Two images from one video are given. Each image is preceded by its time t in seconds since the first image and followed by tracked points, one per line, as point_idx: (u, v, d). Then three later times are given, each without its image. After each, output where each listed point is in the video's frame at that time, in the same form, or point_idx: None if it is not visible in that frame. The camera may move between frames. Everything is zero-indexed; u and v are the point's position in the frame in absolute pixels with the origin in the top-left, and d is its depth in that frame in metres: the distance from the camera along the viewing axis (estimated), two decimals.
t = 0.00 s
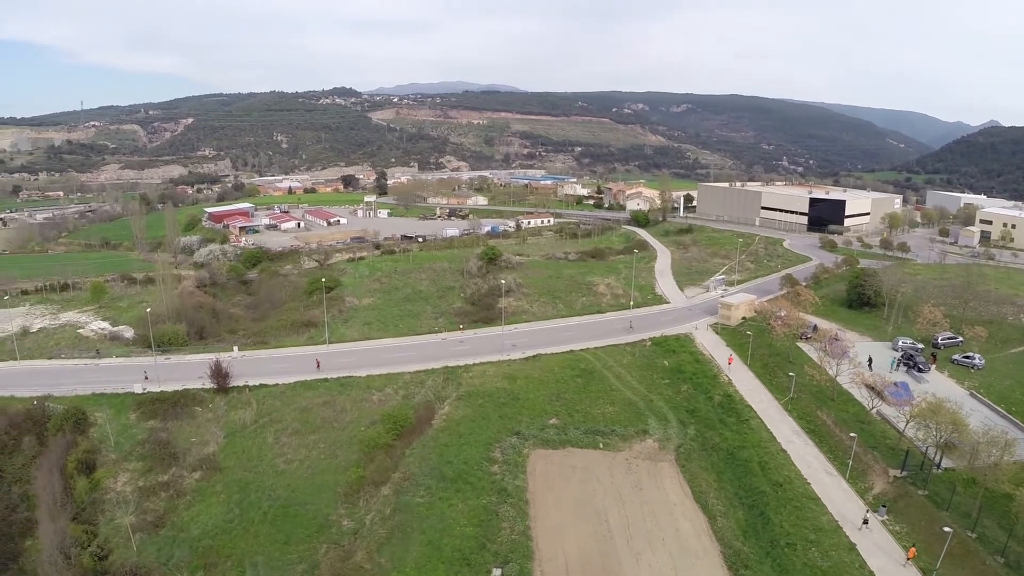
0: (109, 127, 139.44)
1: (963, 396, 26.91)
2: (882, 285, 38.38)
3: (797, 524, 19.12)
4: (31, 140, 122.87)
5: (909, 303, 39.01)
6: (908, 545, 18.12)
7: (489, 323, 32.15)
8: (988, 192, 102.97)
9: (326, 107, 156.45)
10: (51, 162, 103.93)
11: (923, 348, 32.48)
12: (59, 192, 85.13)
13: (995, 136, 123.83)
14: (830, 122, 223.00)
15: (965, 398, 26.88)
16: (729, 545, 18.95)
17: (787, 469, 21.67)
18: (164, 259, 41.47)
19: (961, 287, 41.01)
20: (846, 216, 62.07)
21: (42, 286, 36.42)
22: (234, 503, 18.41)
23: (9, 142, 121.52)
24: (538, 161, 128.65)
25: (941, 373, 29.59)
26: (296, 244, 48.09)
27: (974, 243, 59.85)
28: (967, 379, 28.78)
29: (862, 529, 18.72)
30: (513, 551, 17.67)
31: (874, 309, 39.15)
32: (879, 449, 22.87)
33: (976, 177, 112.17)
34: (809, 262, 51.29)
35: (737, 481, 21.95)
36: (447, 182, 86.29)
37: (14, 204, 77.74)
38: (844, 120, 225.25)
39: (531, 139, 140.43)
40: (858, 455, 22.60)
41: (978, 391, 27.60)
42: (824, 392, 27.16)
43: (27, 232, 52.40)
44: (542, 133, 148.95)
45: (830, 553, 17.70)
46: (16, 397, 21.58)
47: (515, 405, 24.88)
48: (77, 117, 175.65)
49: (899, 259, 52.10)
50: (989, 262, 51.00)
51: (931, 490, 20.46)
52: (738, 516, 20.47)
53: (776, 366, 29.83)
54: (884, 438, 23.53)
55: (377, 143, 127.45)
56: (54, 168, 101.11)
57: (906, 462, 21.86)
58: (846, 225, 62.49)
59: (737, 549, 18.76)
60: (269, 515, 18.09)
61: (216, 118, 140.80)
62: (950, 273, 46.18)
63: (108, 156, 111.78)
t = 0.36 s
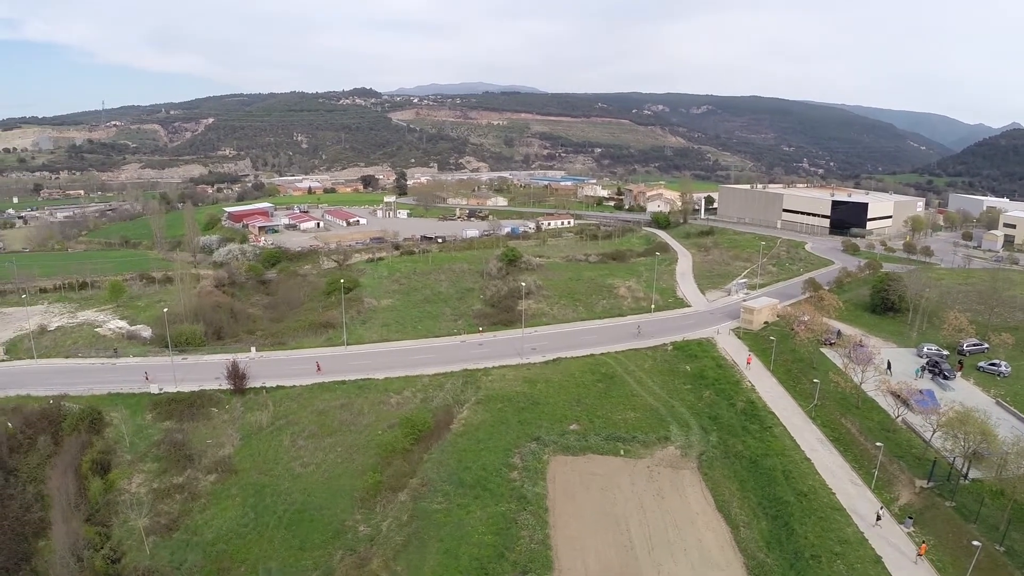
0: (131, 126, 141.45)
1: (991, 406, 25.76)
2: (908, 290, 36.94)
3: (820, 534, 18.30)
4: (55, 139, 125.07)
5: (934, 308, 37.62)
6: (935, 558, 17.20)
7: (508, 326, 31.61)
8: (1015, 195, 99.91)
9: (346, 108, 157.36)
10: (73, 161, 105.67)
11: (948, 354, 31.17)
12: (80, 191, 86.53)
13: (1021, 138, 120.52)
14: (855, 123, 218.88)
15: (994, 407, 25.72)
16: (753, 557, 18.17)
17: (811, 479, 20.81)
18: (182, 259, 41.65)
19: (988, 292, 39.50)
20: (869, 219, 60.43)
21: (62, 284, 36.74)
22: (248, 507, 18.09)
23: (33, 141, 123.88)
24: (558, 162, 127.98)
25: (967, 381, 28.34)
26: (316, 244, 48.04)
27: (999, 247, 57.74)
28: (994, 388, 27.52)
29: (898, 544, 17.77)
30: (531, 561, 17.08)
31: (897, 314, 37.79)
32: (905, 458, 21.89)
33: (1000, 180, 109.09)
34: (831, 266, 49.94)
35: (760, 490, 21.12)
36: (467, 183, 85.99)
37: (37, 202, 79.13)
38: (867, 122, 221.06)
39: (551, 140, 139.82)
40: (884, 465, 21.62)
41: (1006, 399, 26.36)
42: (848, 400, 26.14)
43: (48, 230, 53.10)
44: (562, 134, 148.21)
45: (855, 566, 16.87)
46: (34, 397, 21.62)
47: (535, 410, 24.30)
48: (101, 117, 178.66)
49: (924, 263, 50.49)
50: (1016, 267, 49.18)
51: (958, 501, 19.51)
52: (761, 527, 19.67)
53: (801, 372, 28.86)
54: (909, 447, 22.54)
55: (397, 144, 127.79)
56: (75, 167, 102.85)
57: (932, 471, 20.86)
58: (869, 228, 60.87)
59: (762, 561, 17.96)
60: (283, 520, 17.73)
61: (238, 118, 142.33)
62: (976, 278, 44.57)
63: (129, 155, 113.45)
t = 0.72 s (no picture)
0: (144, 126, 142.77)
1: (1014, 413, 24.78)
2: (926, 294, 35.85)
3: (840, 543, 17.72)
4: (69, 139, 126.51)
5: (953, 312, 36.58)
6: (957, 569, 16.56)
7: (523, 328, 31.18)
8: None
9: (359, 108, 157.86)
10: (86, 160, 106.70)
11: (966, 359, 30.21)
12: (94, 190, 87.42)
13: None
14: (872, 124, 215.99)
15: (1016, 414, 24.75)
16: (772, 567, 17.57)
17: (830, 486, 20.17)
18: (194, 259, 41.67)
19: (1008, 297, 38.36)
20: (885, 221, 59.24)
21: (74, 283, 36.88)
22: (258, 512, 17.80)
23: (48, 140, 125.41)
24: (572, 163, 127.40)
25: (987, 386, 27.40)
26: (329, 244, 47.95)
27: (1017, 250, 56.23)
28: (1015, 394, 26.60)
29: (924, 555, 17.09)
30: (547, 570, 16.61)
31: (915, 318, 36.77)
32: (925, 466, 21.16)
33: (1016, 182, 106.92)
34: (848, 268, 48.94)
35: (778, 497, 20.51)
36: (480, 183, 85.68)
37: (51, 202, 80.00)
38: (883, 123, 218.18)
39: (565, 141, 139.28)
40: (904, 472, 20.92)
41: None
42: (867, 405, 25.36)
43: (61, 229, 53.45)
44: (576, 134, 147.50)
45: None
46: (45, 397, 21.55)
47: (550, 414, 23.84)
48: (116, 116, 180.66)
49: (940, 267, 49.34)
50: None
51: (980, 510, 18.78)
52: (779, 535, 19.08)
53: (819, 377, 27.94)
54: (929, 454, 21.76)
55: (411, 144, 127.89)
56: (89, 166, 103.87)
57: (953, 479, 20.13)
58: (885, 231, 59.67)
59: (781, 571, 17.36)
60: (294, 525, 17.41)
61: (251, 118, 143.21)
62: (995, 281, 43.38)
63: (142, 155, 114.44)
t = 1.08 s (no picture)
0: (161, 125, 144.35)
1: None
2: (947, 297, 34.79)
3: (863, 555, 17.08)
4: (86, 137, 128.17)
5: (974, 317, 35.51)
6: None
7: (538, 329, 30.72)
8: None
9: (374, 108, 158.30)
10: (103, 159, 107.96)
11: (988, 364, 29.22)
12: (110, 189, 88.42)
13: None
14: (892, 125, 212.70)
15: None
16: None
17: (851, 494, 19.57)
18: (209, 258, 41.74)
19: None
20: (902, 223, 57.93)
21: (89, 282, 37.08)
22: (271, 514, 17.53)
23: (65, 139, 127.14)
24: (587, 163, 126.71)
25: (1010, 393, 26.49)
26: (344, 244, 47.90)
27: None
28: None
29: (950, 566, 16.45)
30: None
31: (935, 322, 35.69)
32: (947, 474, 20.43)
33: None
34: (866, 271, 47.85)
35: (799, 505, 19.90)
36: (496, 183, 85.35)
37: (68, 200, 80.96)
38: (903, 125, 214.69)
39: (580, 141, 138.63)
40: (926, 480, 20.22)
41: None
42: (887, 411, 24.58)
43: (78, 227, 53.90)
44: (592, 135, 146.81)
45: None
46: (58, 395, 21.52)
47: (567, 418, 23.37)
48: (134, 115, 182.86)
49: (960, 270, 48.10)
50: None
51: (1006, 522, 18.06)
52: (800, 544, 18.45)
53: (841, 382, 27.11)
54: (951, 462, 21.01)
55: (427, 144, 128.06)
56: (106, 164, 105.02)
57: (976, 489, 19.40)
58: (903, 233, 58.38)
59: None
60: (307, 528, 17.13)
61: (268, 118, 144.20)
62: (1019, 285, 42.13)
63: (160, 154, 115.55)
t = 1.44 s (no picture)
0: (190, 125, 147.06)
1: None
2: (980, 305, 33.30)
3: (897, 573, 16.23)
4: (115, 136, 130.99)
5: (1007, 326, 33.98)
6: None
7: (565, 334, 30.15)
8: None
9: (400, 109, 159.19)
10: (132, 158, 110.25)
11: None
12: (139, 188, 90.14)
13: None
14: (925, 128, 206.89)
15: None
16: None
17: (882, 507, 18.78)
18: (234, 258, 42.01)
19: None
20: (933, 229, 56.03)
21: (115, 280, 37.58)
22: (293, 518, 17.31)
23: (95, 138, 130.16)
24: (614, 166, 125.68)
25: None
26: (371, 244, 48.00)
27: None
28: None
29: None
30: None
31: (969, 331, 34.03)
32: (981, 489, 19.44)
33: None
34: (897, 277, 46.26)
35: (829, 518, 19.13)
36: (522, 185, 84.93)
37: (98, 199, 82.66)
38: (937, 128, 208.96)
39: (607, 144, 137.63)
40: (958, 494, 19.52)
41: None
42: (920, 422, 23.49)
43: (106, 225, 54.83)
44: (618, 137, 145.68)
45: None
46: (82, 394, 21.68)
47: (594, 425, 22.77)
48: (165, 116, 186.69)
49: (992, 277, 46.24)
50: None
51: None
52: (832, 560, 17.65)
53: (872, 392, 25.98)
54: (986, 477, 19.96)
55: (454, 145, 128.56)
56: (135, 163, 107.12)
57: (1011, 504, 18.63)
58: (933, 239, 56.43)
59: None
60: (329, 533, 16.86)
61: (296, 118, 145.98)
62: None
63: (189, 154, 117.57)
